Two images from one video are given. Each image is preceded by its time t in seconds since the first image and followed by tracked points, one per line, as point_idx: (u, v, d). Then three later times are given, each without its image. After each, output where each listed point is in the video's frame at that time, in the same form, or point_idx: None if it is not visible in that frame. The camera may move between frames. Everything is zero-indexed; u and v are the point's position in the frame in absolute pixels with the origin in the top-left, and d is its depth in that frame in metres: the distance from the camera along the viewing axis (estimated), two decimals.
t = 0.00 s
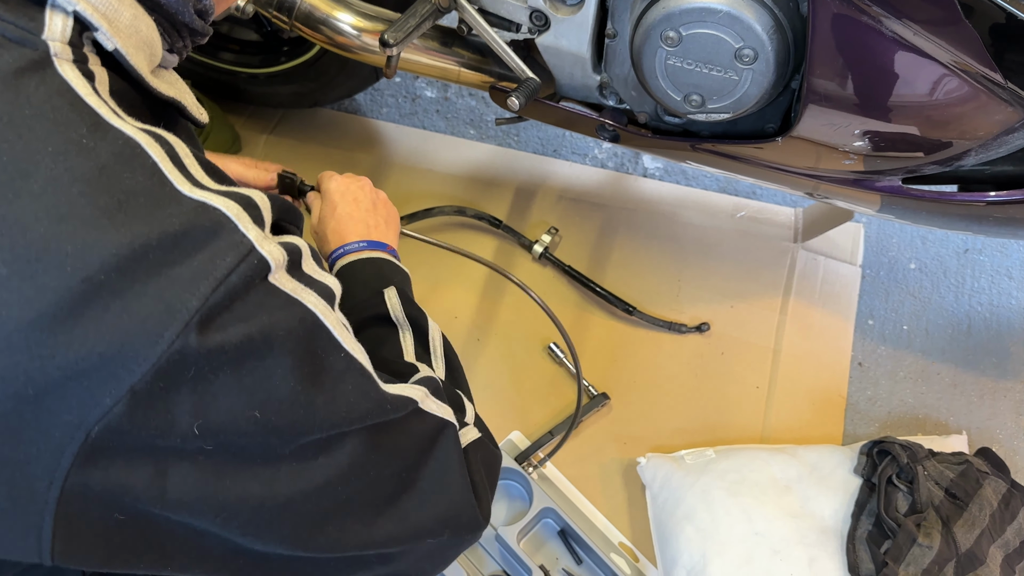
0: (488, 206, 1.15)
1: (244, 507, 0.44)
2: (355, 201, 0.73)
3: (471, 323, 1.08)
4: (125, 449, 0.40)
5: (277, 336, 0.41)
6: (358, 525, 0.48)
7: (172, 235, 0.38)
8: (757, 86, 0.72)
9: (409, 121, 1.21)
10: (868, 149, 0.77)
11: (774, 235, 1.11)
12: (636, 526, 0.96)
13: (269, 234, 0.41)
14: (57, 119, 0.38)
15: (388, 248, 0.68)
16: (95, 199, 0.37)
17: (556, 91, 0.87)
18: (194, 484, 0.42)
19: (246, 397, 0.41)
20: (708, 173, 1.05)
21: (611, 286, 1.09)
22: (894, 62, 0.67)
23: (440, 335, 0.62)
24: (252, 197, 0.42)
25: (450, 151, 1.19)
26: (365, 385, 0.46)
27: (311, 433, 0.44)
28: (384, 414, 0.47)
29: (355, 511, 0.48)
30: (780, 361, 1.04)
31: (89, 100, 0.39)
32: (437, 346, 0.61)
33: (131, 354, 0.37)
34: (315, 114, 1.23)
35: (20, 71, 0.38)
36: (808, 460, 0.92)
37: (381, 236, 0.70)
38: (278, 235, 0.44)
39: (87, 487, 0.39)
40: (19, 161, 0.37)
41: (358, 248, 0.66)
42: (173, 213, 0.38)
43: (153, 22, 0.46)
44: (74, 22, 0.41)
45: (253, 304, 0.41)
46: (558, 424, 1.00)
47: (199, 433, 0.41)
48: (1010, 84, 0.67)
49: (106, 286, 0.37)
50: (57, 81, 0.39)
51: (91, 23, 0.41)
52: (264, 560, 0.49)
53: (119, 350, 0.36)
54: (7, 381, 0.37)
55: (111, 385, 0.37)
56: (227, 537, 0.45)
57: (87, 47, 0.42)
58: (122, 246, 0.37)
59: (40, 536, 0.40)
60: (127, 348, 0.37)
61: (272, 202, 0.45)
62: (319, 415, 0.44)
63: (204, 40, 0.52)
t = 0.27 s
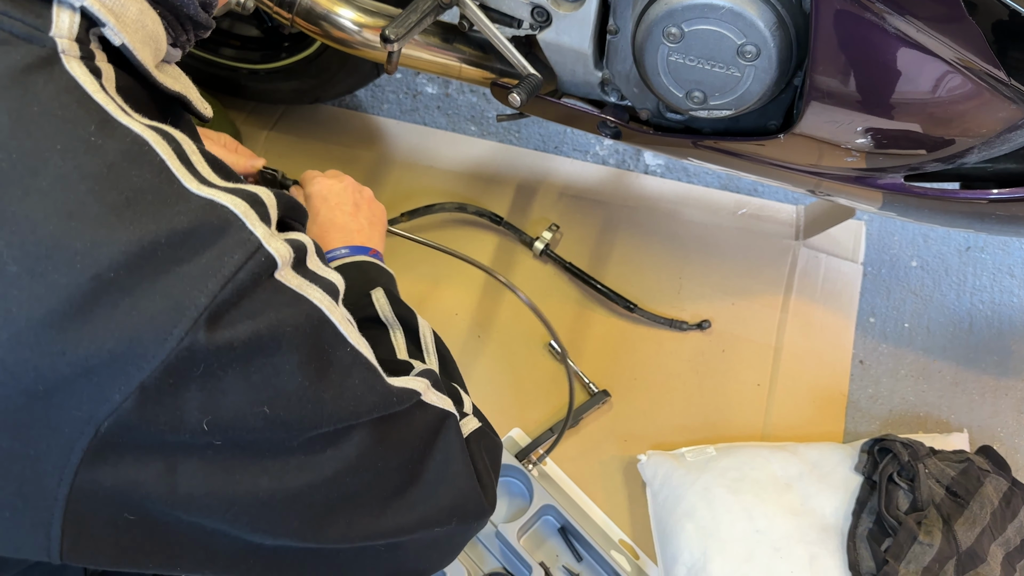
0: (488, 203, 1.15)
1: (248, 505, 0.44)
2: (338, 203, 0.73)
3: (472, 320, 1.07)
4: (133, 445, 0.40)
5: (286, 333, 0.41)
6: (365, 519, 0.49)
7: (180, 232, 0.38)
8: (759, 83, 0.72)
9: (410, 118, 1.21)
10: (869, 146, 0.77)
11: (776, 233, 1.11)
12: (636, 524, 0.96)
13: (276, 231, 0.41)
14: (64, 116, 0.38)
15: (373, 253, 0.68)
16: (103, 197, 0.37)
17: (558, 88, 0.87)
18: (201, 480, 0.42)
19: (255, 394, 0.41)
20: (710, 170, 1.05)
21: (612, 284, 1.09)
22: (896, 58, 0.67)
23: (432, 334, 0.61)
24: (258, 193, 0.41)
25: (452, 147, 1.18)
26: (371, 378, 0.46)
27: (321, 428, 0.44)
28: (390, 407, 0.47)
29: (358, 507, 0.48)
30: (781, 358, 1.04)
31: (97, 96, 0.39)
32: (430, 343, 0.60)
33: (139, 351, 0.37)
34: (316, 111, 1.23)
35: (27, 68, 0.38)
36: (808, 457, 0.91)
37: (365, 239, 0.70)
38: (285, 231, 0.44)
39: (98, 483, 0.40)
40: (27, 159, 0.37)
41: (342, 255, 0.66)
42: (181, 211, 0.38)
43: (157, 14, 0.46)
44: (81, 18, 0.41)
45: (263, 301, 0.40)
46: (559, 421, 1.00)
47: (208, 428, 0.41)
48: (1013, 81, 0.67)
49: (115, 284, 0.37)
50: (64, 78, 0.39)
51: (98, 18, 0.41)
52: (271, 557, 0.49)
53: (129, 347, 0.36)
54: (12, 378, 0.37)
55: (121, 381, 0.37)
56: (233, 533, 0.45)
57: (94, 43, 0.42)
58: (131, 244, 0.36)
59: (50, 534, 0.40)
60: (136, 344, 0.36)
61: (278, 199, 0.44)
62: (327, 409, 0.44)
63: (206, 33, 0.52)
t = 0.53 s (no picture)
0: (488, 201, 1.14)
1: (247, 494, 0.43)
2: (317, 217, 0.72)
3: (472, 318, 1.07)
4: (136, 435, 0.40)
5: (287, 320, 0.40)
6: (377, 507, 0.48)
7: (180, 220, 0.37)
8: (760, 81, 0.72)
9: (409, 115, 1.21)
10: (870, 145, 0.77)
11: (776, 231, 1.11)
12: (636, 522, 0.96)
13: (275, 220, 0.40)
14: (62, 106, 0.37)
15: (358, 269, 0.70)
16: (102, 186, 0.37)
17: (558, 85, 0.87)
18: (207, 469, 0.42)
19: (257, 382, 0.40)
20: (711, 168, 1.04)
21: (612, 282, 1.09)
22: (897, 56, 0.66)
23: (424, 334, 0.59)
24: (258, 183, 0.41)
25: (452, 145, 1.18)
26: (378, 366, 0.45)
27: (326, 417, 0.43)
28: (399, 396, 0.46)
29: (366, 497, 0.48)
30: (781, 357, 1.04)
31: (95, 87, 0.38)
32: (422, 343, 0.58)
33: (138, 342, 0.36)
34: (316, 107, 1.22)
35: (25, 58, 0.37)
36: (809, 456, 0.91)
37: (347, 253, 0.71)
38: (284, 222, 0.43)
39: (101, 476, 0.40)
40: (26, 148, 0.37)
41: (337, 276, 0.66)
42: (180, 200, 0.38)
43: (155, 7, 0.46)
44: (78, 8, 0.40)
45: (263, 289, 0.40)
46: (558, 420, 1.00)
47: (211, 418, 0.41)
48: (1015, 79, 0.66)
49: (115, 272, 0.36)
50: (63, 69, 0.38)
51: (96, 9, 0.41)
52: (273, 552, 0.48)
53: (129, 336, 0.36)
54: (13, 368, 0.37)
55: (122, 369, 0.37)
56: (244, 528, 0.45)
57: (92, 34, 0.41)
58: (129, 232, 0.36)
59: (54, 524, 0.40)
60: (136, 334, 0.36)
61: (278, 189, 0.44)
62: (330, 398, 0.43)
63: (204, 28, 0.52)
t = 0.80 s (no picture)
0: (487, 198, 1.14)
1: (242, 487, 0.43)
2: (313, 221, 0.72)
3: (470, 316, 1.07)
4: (131, 428, 0.39)
5: (281, 307, 0.40)
6: (375, 498, 0.48)
7: (171, 212, 0.37)
8: (759, 78, 0.72)
9: (407, 112, 1.20)
10: (869, 143, 0.77)
11: (775, 229, 1.11)
12: (634, 519, 0.96)
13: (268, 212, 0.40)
14: (53, 99, 0.37)
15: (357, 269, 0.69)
16: (91, 177, 0.37)
17: (557, 82, 0.86)
18: (204, 460, 0.42)
19: (249, 377, 0.40)
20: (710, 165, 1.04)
21: (610, 280, 1.09)
22: (896, 55, 0.66)
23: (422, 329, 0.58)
24: (250, 174, 0.41)
25: (451, 141, 1.18)
26: (373, 354, 0.45)
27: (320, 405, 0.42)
28: (396, 384, 0.46)
29: (365, 488, 0.47)
30: (779, 354, 1.04)
31: (85, 80, 0.38)
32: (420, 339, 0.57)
33: (130, 334, 0.36)
34: (314, 103, 1.22)
35: (14, 51, 0.37)
36: (807, 454, 0.91)
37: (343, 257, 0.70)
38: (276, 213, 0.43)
39: (95, 469, 0.39)
40: (15, 141, 0.36)
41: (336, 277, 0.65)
42: (171, 191, 0.38)
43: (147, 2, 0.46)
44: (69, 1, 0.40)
45: (255, 280, 0.40)
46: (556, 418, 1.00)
47: (207, 410, 0.40)
48: (1015, 78, 0.66)
49: (107, 264, 0.36)
50: (53, 61, 0.38)
51: (87, 3, 0.41)
52: (271, 547, 0.48)
53: (121, 329, 0.36)
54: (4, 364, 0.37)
55: (114, 362, 0.37)
56: (239, 527, 0.45)
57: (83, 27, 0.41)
58: (120, 224, 0.36)
59: (50, 519, 0.40)
60: (128, 326, 0.36)
61: (270, 180, 0.44)
62: (323, 395, 0.42)
63: (198, 24, 0.52)
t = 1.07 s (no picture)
0: (488, 195, 1.14)
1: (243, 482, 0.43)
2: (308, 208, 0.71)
3: (470, 313, 1.07)
4: (133, 425, 0.39)
5: (281, 307, 0.40)
6: (378, 491, 0.47)
7: (172, 210, 0.37)
8: (759, 76, 0.71)
9: (408, 108, 1.20)
10: (871, 141, 0.76)
11: (776, 226, 1.11)
12: (634, 516, 0.97)
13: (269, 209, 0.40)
14: (53, 96, 0.37)
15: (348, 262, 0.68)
16: (92, 174, 0.37)
17: (557, 79, 0.86)
18: (203, 457, 0.42)
19: (249, 375, 0.40)
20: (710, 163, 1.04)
21: (610, 277, 1.09)
22: (898, 52, 0.66)
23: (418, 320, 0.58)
24: (250, 171, 0.41)
25: (451, 138, 1.18)
26: (374, 350, 0.44)
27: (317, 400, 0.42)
28: (395, 380, 0.46)
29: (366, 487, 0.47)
30: (780, 352, 1.04)
31: (85, 77, 0.38)
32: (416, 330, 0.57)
33: (131, 331, 0.36)
34: (314, 100, 1.22)
35: (14, 49, 0.37)
36: (807, 453, 0.91)
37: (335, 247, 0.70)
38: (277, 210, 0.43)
39: (97, 466, 0.39)
40: (16, 137, 0.36)
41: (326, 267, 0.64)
42: (172, 189, 0.38)
43: None
44: None
45: (256, 278, 0.39)
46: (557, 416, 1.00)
47: (208, 407, 0.40)
48: (1016, 75, 0.66)
49: (109, 260, 0.36)
50: (53, 58, 0.38)
51: None
52: (273, 545, 0.48)
53: (121, 326, 0.36)
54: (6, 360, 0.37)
55: (116, 359, 0.37)
56: (240, 526, 0.45)
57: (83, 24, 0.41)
58: (121, 220, 0.36)
59: (51, 516, 0.40)
60: (128, 323, 0.36)
61: (271, 177, 0.44)
62: (322, 393, 0.42)
63: (197, 22, 0.52)
